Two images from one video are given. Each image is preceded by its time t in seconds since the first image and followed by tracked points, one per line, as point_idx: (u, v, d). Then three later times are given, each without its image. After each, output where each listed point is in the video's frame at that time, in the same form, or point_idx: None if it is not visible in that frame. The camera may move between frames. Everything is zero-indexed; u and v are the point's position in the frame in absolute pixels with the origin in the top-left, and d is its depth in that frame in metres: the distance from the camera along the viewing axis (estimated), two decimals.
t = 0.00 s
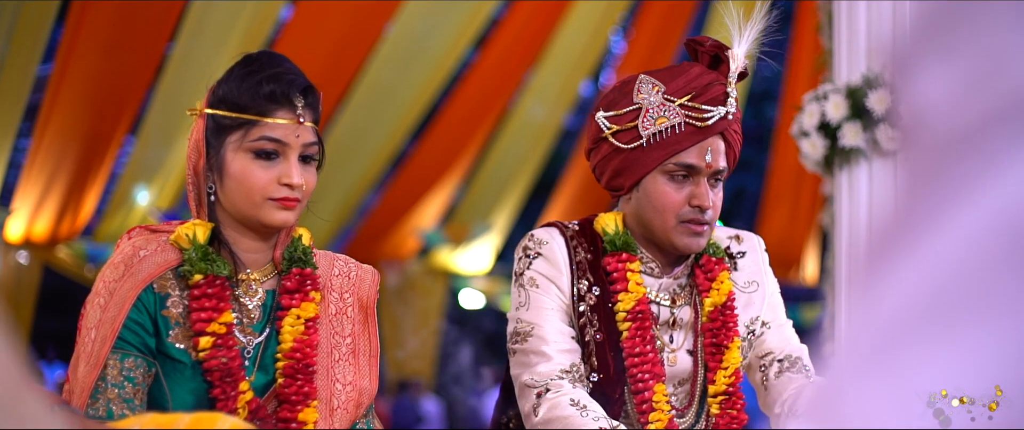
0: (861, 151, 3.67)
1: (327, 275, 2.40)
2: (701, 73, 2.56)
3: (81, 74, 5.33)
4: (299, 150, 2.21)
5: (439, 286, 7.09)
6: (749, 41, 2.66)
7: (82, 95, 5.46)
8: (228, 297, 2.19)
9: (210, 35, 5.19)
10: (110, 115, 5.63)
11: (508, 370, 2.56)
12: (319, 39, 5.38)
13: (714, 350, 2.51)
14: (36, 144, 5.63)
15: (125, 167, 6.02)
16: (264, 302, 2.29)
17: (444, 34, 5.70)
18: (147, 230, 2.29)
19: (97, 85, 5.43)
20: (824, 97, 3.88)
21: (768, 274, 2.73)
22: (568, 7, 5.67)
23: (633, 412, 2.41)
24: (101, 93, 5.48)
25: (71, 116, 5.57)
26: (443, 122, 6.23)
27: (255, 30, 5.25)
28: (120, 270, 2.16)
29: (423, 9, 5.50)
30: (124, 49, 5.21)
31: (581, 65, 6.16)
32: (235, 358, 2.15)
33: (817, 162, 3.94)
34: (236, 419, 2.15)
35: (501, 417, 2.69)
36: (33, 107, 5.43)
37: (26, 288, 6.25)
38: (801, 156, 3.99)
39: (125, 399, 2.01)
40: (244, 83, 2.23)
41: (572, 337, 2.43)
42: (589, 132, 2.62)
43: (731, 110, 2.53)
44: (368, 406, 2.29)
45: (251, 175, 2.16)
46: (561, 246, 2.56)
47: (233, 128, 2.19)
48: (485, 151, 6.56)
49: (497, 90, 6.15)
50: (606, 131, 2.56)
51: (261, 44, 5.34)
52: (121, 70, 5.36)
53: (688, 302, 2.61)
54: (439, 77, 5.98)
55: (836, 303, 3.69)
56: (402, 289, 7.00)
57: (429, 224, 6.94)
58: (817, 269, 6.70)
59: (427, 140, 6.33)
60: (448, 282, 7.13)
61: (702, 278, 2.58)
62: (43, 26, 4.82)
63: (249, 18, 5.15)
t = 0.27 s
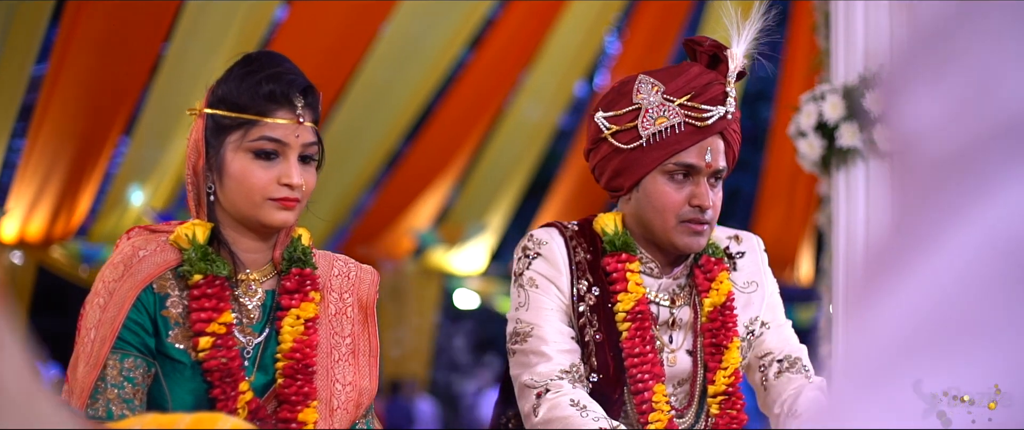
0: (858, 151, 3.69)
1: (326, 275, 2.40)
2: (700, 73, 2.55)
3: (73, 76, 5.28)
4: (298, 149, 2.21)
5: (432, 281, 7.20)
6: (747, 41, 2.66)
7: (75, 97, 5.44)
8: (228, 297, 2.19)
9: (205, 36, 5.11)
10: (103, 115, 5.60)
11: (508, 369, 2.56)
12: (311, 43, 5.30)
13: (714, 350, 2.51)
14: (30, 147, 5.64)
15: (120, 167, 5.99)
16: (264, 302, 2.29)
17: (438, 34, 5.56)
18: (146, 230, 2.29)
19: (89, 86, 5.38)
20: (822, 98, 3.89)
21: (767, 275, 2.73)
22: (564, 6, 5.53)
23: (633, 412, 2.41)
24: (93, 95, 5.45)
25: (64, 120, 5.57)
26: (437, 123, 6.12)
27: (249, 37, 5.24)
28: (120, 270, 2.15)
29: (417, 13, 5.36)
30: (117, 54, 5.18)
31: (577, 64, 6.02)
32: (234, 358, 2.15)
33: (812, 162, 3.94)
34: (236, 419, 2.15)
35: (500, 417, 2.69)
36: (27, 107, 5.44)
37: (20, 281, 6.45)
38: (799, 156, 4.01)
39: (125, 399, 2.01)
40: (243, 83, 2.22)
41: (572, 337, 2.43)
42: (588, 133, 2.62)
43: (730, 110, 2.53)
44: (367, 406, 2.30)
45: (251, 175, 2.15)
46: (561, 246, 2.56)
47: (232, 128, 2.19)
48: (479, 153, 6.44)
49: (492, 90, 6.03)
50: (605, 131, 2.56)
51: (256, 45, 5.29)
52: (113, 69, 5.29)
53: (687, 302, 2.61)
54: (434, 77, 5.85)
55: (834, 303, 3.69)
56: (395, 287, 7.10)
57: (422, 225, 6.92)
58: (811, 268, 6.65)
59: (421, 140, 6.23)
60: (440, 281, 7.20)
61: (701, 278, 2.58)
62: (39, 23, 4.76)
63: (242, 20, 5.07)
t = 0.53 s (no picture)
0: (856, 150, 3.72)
1: (327, 274, 2.39)
2: (699, 72, 2.55)
3: (69, 75, 5.26)
4: (297, 148, 2.20)
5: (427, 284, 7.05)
6: (746, 40, 2.66)
7: (68, 99, 5.42)
8: (228, 297, 2.18)
9: (202, 33, 5.08)
10: (97, 114, 5.58)
11: (507, 369, 2.55)
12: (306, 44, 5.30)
13: (713, 349, 2.51)
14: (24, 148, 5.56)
15: (114, 166, 5.99)
16: (263, 301, 2.28)
17: (432, 34, 5.50)
18: (146, 229, 2.29)
19: (84, 87, 5.38)
20: (819, 97, 3.93)
21: (766, 274, 2.73)
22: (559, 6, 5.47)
23: (633, 412, 2.41)
24: (89, 96, 5.45)
25: (57, 121, 5.52)
26: (432, 122, 6.10)
27: (244, 36, 5.18)
28: (120, 269, 2.15)
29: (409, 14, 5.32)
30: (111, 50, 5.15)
31: (571, 65, 5.98)
32: (235, 357, 2.14)
33: (811, 161, 3.96)
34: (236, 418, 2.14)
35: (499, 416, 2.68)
36: (22, 105, 5.34)
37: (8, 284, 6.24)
38: (796, 156, 4.02)
39: (125, 399, 2.00)
40: (242, 82, 2.22)
41: (572, 336, 2.43)
42: (587, 132, 2.62)
43: (729, 109, 2.53)
44: (367, 406, 2.30)
45: (250, 174, 2.15)
46: (561, 245, 2.56)
47: (230, 127, 2.18)
48: (475, 152, 6.42)
49: (486, 90, 6.01)
50: (605, 130, 2.56)
51: (251, 46, 5.26)
52: (110, 70, 5.31)
53: (687, 302, 2.60)
54: (429, 77, 5.83)
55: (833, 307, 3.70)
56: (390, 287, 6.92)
57: (418, 224, 6.83)
58: (805, 268, 6.65)
59: (416, 140, 6.18)
60: (436, 281, 7.04)
61: (701, 278, 2.58)
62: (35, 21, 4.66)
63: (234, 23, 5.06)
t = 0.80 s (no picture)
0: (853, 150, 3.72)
1: (326, 274, 2.39)
2: (697, 73, 2.55)
3: (61, 77, 5.30)
4: (293, 147, 2.19)
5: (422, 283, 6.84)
6: (744, 40, 2.65)
7: (63, 97, 5.43)
8: (227, 296, 2.18)
9: (196, 33, 5.05)
10: (91, 113, 5.55)
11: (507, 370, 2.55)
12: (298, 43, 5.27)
13: (712, 350, 2.51)
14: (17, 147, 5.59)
15: (107, 166, 5.89)
16: (262, 301, 2.28)
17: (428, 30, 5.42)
18: (145, 228, 2.28)
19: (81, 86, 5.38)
20: (815, 98, 3.90)
21: (765, 274, 2.73)
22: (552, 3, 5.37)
23: (632, 413, 2.41)
24: (83, 94, 5.43)
25: (51, 121, 5.55)
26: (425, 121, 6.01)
27: (238, 36, 5.17)
28: (119, 268, 2.14)
29: (405, 13, 5.29)
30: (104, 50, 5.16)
31: (565, 64, 5.81)
32: (234, 357, 2.14)
33: (806, 162, 3.94)
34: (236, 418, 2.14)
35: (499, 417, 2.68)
36: (15, 105, 5.41)
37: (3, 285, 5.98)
38: (793, 156, 3.99)
39: (124, 399, 2.00)
40: (238, 81, 2.21)
41: (571, 336, 2.43)
42: (585, 132, 2.62)
43: (728, 109, 2.53)
44: (367, 406, 2.30)
45: (246, 173, 2.14)
46: (560, 245, 2.56)
47: (227, 126, 2.18)
48: (468, 152, 6.30)
49: (481, 89, 5.90)
50: (603, 131, 2.56)
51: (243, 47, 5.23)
52: (103, 70, 5.30)
53: (686, 302, 2.60)
54: (423, 75, 5.75)
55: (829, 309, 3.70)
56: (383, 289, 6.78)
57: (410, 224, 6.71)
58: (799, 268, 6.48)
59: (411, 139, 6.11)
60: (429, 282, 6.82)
61: (700, 278, 2.57)
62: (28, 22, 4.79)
63: (229, 23, 5.07)
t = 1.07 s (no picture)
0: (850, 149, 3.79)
1: (325, 273, 2.39)
2: (695, 72, 2.55)
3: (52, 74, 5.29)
4: (290, 144, 2.19)
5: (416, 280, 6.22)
6: (744, 39, 2.65)
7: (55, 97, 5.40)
8: (225, 295, 2.17)
9: (189, 32, 5.08)
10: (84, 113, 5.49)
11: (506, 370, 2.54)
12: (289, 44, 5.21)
13: (711, 350, 2.50)
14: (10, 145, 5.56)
15: (101, 165, 5.69)
16: (261, 300, 2.27)
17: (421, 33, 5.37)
18: (143, 227, 2.27)
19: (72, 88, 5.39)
20: (813, 97, 3.93)
21: (762, 274, 2.72)
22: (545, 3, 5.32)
23: (631, 412, 2.40)
24: (76, 92, 5.40)
25: (43, 120, 5.49)
26: (417, 123, 5.78)
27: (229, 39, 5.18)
28: (117, 268, 2.13)
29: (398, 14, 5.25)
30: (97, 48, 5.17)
31: (558, 64, 5.61)
32: (233, 356, 2.13)
33: (802, 162, 4.00)
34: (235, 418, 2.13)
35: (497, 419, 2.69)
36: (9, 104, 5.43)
37: None
38: (787, 155, 4.04)
39: (123, 398, 2.00)
40: (234, 79, 2.20)
41: (570, 336, 2.42)
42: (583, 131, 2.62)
43: (726, 108, 2.53)
44: (367, 405, 2.29)
45: (243, 170, 2.14)
46: (559, 245, 2.56)
47: (223, 123, 2.17)
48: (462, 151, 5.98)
49: (474, 89, 5.71)
50: (601, 129, 2.55)
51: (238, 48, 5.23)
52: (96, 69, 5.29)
53: (684, 301, 2.59)
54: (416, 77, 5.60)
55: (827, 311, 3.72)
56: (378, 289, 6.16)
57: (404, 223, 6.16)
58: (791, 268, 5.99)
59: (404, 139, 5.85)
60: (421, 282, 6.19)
61: (699, 277, 2.57)
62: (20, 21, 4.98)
63: (222, 22, 5.10)
